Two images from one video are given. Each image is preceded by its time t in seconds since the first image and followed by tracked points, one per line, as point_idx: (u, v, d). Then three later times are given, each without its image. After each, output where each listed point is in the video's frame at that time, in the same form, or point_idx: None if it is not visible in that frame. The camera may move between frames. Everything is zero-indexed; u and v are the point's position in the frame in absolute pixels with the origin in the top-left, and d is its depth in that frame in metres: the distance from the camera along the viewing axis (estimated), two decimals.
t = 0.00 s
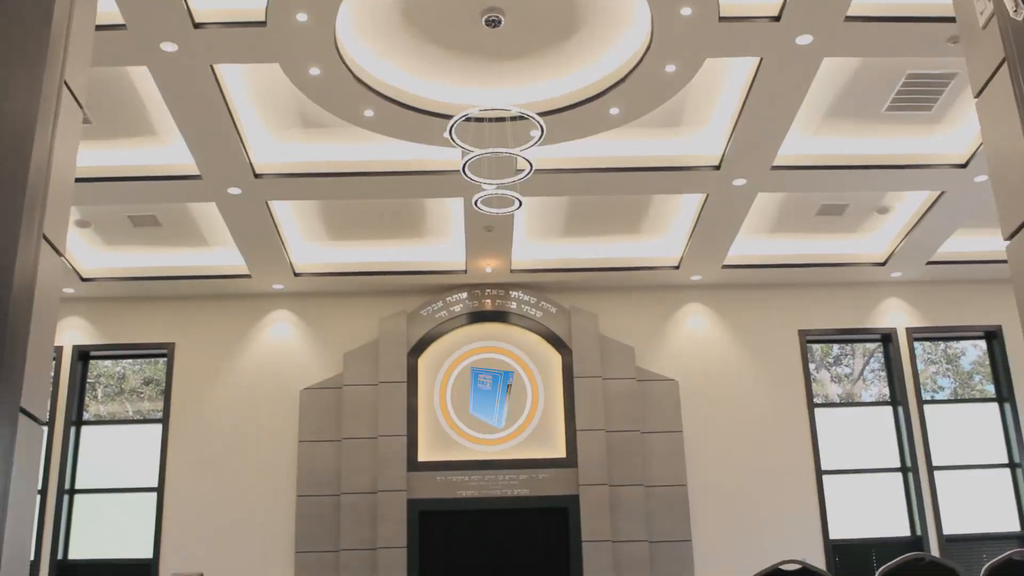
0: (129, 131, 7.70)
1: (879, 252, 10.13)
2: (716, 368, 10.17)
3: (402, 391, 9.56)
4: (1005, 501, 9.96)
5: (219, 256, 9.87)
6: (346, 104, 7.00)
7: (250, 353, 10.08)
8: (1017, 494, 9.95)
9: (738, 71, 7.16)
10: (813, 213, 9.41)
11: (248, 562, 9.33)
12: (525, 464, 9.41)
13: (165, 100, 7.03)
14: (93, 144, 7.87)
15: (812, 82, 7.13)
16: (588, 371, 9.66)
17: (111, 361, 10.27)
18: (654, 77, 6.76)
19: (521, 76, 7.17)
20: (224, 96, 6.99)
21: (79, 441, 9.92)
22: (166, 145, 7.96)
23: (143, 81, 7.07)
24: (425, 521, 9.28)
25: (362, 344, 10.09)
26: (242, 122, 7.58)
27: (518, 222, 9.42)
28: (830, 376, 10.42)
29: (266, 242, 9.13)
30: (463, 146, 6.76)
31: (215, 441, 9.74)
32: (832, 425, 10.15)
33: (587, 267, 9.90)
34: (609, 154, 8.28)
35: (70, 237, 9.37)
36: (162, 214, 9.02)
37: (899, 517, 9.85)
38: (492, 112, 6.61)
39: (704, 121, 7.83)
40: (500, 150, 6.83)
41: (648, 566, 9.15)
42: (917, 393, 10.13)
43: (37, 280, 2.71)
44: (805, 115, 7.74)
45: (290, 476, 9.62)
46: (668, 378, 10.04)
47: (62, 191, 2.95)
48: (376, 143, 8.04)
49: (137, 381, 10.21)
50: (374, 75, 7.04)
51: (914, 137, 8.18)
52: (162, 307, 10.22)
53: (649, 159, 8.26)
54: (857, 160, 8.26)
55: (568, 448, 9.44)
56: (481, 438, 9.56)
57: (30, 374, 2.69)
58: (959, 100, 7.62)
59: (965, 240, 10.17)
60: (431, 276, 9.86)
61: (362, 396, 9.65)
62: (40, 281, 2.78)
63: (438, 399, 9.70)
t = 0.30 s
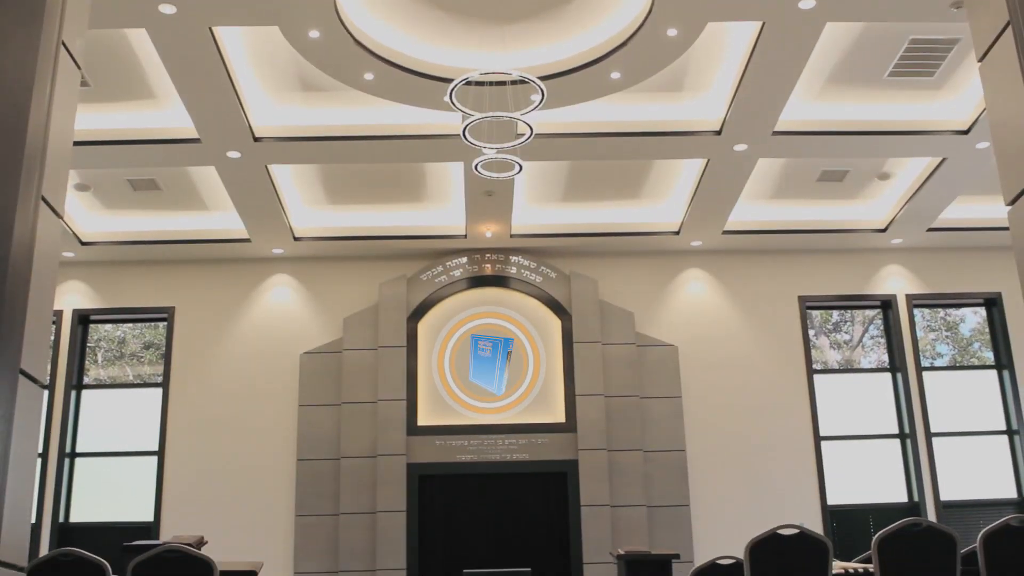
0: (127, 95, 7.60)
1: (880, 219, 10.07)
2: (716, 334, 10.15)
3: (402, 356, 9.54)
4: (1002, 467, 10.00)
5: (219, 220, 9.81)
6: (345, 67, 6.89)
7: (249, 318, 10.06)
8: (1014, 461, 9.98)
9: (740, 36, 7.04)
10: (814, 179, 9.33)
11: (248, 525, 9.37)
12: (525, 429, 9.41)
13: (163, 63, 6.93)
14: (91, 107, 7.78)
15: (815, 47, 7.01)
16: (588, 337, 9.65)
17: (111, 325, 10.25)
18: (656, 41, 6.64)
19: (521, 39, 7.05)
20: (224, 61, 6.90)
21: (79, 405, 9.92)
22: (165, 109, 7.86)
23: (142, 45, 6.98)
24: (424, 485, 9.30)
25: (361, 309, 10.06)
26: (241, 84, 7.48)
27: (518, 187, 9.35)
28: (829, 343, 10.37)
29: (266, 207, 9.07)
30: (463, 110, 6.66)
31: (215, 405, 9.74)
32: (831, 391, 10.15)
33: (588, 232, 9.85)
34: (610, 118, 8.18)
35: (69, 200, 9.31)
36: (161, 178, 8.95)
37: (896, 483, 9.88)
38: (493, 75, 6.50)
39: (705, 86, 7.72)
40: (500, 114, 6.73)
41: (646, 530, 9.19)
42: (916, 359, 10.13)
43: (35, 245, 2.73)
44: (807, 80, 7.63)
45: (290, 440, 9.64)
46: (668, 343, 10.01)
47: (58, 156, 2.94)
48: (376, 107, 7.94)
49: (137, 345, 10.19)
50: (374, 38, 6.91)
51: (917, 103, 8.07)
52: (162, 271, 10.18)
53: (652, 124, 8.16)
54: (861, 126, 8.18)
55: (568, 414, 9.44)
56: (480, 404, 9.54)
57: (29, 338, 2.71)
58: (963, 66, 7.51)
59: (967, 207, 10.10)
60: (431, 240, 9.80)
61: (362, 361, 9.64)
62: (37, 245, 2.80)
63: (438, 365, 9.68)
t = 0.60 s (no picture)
0: (125, 65, 7.52)
1: (882, 192, 10.00)
2: (716, 307, 10.12)
3: (402, 327, 9.53)
4: (999, 441, 10.02)
5: (219, 191, 9.76)
6: (344, 37, 6.80)
7: (248, 289, 10.03)
8: (1012, 434, 10.00)
9: (743, 6, 6.96)
10: (815, 151, 9.26)
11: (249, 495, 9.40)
12: (525, 400, 9.42)
13: (162, 32, 6.85)
14: (89, 78, 7.70)
15: (818, 18, 6.91)
16: (588, 309, 9.63)
17: (111, 296, 10.22)
18: (658, 11, 6.55)
19: (522, 9, 6.95)
20: (223, 31, 6.83)
21: (80, 376, 9.92)
22: (164, 80, 7.78)
23: (139, 14, 6.88)
24: (424, 456, 9.33)
25: (361, 280, 10.04)
26: (241, 55, 7.39)
27: (518, 158, 9.28)
28: (828, 316, 10.36)
29: (265, 178, 9.02)
30: (463, 80, 6.60)
31: (215, 375, 9.75)
32: (831, 364, 10.14)
33: (588, 204, 9.80)
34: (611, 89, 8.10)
35: (68, 171, 9.25)
36: (161, 148, 8.88)
37: (894, 456, 9.90)
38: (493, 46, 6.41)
39: (707, 58, 7.64)
40: (499, 84, 6.67)
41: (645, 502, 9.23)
42: (915, 333, 10.13)
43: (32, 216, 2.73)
44: (809, 52, 7.54)
45: (290, 411, 9.65)
46: (667, 315, 9.99)
47: (54, 124, 2.92)
48: (376, 77, 7.86)
49: (137, 316, 10.16)
50: (373, 7, 6.82)
51: (919, 75, 7.99)
52: (162, 242, 10.14)
53: (653, 96, 8.08)
54: (863, 99, 8.11)
55: (568, 385, 9.45)
56: (480, 374, 9.53)
57: (25, 306, 2.70)
58: (966, 38, 7.41)
59: (968, 180, 10.05)
60: (431, 212, 9.76)
61: (362, 332, 9.64)
62: (36, 215, 2.79)
63: (438, 337, 9.65)
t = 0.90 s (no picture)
0: (124, 39, 7.45)
1: (883, 169, 9.96)
2: (717, 284, 10.10)
3: (401, 304, 9.53)
4: (997, 418, 10.03)
5: (218, 166, 9.70)
6: (344, 12, 6.73)
7: (248, 265, 10.01)
8: (1011, 412, 10.03)
9: None
10: (816, 128, 9.20)
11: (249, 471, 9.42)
12: (524, 376, 9.43)
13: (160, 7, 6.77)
14: (87, 52, 7.63)
15: None
16: (588, 285, 9.63)
17: (111, 272, 10.20)
18: None
19: None
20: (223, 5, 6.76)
21: (80, 351, 9.92)
22: (163, 54, 7.71)
23: None
24: (424, 432, 9.35)
25: (360, 256, 10.01)
26: (241, 30, 7.33)
27: (518, 134, 9.23)
28: (828, 294, 10.31)
29: (264, 153, 8.96)
30: (461, 55, 6.54)
31: (215, 351, 9.74)
32: (830, 342, 10.13)
33: (589, 180, 9.75)
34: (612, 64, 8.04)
35: (67, 146, 9.21)
36: (160, 124, 8.83)
37: (893, 434, 9.92)
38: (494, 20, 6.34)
39: (708, 34, 7.57)
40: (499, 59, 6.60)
41: (644, 478, 9.25)
42: (915, 310, 10.13)
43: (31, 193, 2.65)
44: (811, 27, 7.46)
45: (290, 387, 9.65)
46: (667, 292, 9.98)
47: (52, 97, 2.91)
48: (375, 52, 7.79)
49: (137, 292, 10.12)
50: None
51: (922, 52, 7.92)
52: (162, 217, 10.11)
53: (654, 71, 8.01)
54: (865, 75, 8.04)
55: (568, 361, 9.46)
56: (480, 349, 9.53)
57: (23, 279, 2.70)
58: (969, 14, 7.34)
59: (969, 158, 10.01)
60: (431, 187, 9.72)
61: (361, 308, 9.63)
62: (36, 190, 2.79)
63: (438, 313, 9.65)
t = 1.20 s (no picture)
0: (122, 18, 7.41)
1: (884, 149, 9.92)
2: (717, 264, 10.09)
3: (401, 283, 9.51)
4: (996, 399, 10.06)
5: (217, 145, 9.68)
6: None
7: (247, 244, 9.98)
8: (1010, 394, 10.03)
9: None
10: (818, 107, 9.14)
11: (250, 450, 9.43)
12: (525, 355, 9.41)
13: None
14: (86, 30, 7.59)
15: None
16: (588, 265, 9.62)
17: (111, 251, 10.21)
18: None
19: None
20: None
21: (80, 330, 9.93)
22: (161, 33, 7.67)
23: None
24: (424, 411, 9.35)
25: (360, 235, 9.97)
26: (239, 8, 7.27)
27: (518, 113, 9.18)
28: (828, 274, 10.40)
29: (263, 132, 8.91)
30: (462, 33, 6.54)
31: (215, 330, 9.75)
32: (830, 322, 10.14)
33: (589, 159, 9.70)
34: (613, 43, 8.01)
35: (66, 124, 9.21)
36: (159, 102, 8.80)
37: (893, 415, 9.93)
38: None
39: (710, 13, 7.50)
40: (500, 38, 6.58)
41: (643, 457, 9.27)
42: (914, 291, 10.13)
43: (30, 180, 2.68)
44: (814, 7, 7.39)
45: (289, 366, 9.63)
46: (667, 272, 9.94)
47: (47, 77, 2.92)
48: (375, 30, 7.74)
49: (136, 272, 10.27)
50: None
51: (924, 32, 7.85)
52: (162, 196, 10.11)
53: (655, 51, 7.95)
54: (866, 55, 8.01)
55: (567, 341, 9.43)
56: (480, 327, 9.51)
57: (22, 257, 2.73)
58: None
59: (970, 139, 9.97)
60: (431, 167, 9.67)
61: (361, 287, 9.62)
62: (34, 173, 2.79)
63: (437, 293, 9.64)
